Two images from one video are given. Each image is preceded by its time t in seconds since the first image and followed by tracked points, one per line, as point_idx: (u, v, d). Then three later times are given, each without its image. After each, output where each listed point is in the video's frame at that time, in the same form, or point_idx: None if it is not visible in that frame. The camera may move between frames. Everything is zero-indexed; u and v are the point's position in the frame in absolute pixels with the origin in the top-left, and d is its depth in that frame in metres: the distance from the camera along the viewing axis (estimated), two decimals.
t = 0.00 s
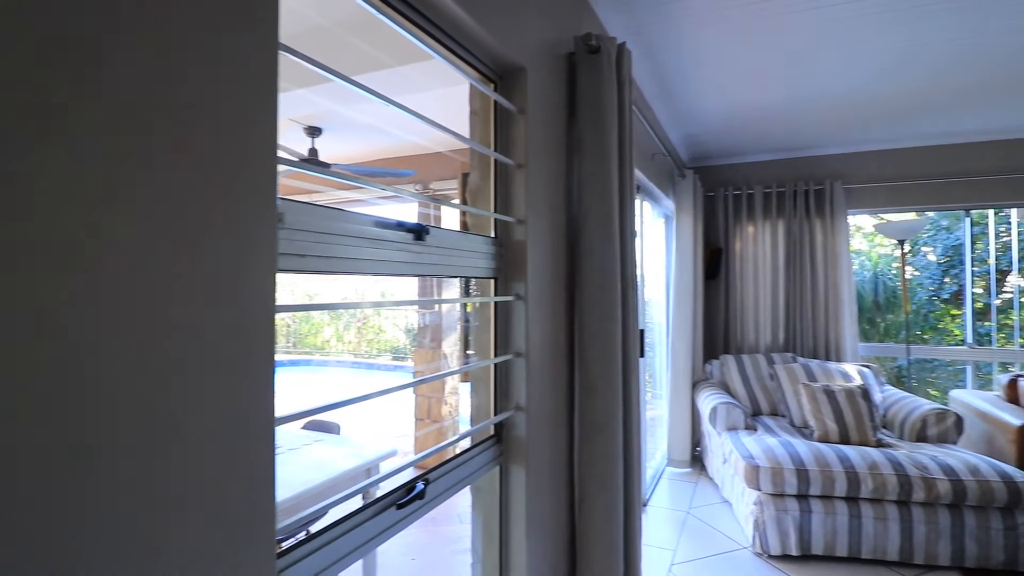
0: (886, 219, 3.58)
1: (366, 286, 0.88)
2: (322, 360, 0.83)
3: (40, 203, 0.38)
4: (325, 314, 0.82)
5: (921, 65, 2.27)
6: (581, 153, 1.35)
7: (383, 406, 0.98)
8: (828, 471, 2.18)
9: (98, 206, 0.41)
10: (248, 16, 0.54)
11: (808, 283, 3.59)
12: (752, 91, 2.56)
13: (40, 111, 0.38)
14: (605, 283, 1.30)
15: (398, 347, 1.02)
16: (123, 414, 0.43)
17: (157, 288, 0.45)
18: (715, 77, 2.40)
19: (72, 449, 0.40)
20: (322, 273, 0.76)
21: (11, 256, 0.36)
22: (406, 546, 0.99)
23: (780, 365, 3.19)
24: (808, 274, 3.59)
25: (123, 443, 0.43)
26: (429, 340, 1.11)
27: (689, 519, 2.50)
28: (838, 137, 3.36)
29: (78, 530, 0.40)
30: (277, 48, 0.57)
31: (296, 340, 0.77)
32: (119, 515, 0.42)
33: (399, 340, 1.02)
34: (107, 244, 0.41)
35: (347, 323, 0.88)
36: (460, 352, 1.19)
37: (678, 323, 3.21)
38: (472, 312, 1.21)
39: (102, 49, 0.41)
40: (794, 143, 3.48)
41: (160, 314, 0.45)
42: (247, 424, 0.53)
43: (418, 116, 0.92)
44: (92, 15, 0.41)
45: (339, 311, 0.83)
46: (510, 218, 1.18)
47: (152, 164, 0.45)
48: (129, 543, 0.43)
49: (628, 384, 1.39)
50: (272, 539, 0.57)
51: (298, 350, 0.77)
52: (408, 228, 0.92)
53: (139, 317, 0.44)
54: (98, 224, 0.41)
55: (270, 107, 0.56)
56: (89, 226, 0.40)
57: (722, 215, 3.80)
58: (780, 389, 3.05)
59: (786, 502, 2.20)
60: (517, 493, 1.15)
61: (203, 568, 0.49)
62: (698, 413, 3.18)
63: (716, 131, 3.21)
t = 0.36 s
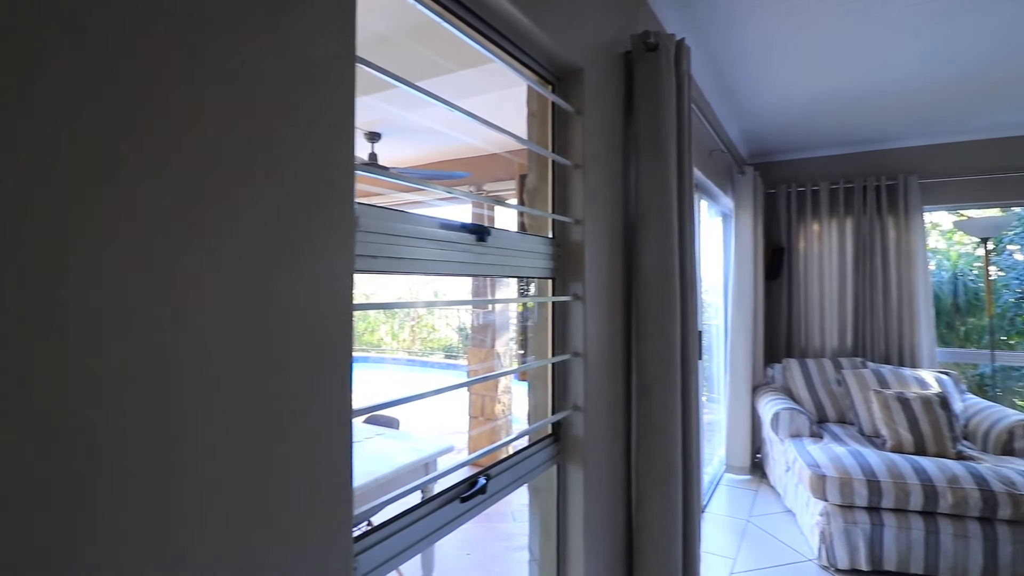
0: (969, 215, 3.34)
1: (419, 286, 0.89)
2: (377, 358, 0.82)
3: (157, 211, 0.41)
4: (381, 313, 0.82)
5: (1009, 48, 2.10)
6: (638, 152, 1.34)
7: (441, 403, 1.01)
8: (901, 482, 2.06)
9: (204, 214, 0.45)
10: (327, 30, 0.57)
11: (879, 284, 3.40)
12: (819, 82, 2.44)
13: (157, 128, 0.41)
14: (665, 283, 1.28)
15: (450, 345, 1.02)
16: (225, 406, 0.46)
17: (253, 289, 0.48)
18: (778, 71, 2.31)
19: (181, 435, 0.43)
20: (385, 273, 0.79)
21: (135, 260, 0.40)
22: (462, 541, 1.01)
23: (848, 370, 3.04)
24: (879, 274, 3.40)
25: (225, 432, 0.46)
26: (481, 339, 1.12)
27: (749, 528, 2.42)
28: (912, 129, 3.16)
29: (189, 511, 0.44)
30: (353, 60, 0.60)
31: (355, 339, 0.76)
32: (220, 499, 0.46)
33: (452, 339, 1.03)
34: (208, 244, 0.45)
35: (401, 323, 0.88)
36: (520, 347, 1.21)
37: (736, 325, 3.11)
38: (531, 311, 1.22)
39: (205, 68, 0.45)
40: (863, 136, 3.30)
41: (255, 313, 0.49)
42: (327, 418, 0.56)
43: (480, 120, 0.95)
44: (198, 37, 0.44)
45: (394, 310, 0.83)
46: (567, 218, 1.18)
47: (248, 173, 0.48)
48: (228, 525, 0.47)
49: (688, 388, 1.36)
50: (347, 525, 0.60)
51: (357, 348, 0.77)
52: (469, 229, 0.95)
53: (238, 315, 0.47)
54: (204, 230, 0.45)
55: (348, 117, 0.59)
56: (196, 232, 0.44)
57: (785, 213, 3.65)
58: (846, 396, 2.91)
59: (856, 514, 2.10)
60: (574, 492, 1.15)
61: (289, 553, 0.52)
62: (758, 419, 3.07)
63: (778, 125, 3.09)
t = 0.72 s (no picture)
0: None
1: (473, 285, 0.87)
2: (433, 357, 0.80)
3: (250, 213, 0.45)
4: (433, 313, 0.80)
5: None
6: (701, 149, 1.31)
7: (503, 401, 1.02)
8: (988, 498, 1.92)
9: (291, 216, 0.48)
10: (400, 42, 0.60)
11: (963, 285, 3.17)
12: (894, 71, 2.31)
13: (251, 138, 0.45)
14: (729, 283, 1.25)
15: (502, 344, 1.00)
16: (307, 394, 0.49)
17: (331, 285, 0.52)
18: (848, 61, 2.20)
19: (272, 423, 0.47)
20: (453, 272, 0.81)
21: (232, 259, 0.44)
22: (519, 538, 1.02)
23: (927, 376, 2.85)
24: (963, 275, 3.17)
25: (307, 419, 0.49)
26: (535, 340, 1.11)
27: (817, 539, 2.31)
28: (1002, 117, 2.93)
29: (276, 490, 0.47)
30: (424, 68, 0.63)
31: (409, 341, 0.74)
32: (302, 483, 0.49)
33: (505, 339, 1.01)
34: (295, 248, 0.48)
35: (455, 322, 0.86)
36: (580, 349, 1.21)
37: (802, 327, 2.98)
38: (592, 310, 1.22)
39: (292, 82, 0.49)
40: (946, 126, 3.08)
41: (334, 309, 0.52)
42: (399, 410, 0.59)
43: (545, 121, 0.95)
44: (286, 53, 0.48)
45: (448, 310, 0.81)
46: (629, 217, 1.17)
47: (329, 178, 0.52)
48: (308, 506, 0.50)
49: (753, 392, 1.32)
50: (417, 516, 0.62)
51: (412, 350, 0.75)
52: (533, 229, 0.96)
53: (319, 311, 0.50)
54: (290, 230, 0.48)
55: (419, 123, 0.62)
56: (284, 235, 0.47)
57: (856, 210, 3.46)
58: (925, 403, 2.73)
59: (936, 530, 1.96)
60: (635, 494, 1.14)
61: (363, 536, 0.55)
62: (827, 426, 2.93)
63: (848, 118, 2.94)
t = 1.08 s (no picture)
0: None
1: (522, 285, 0.85)
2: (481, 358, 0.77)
3: (333, 216, 0.48)
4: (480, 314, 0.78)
5: None
6: (767, 145, 1.26)
7: (561, 401, 1.02)
8: None
9: (366, 219, 0.50)
10: (468, 48, 0.61)
11: None
12: (980, 56, 2.15)
13: (333, 144, 0.48)
14: (798, 283, 1.20)
15: (554, 345, 0.98)
16: (385, 386, 0.52)
17: (408, 284, 0.54)
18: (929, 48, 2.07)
19: (351, 417, 0.49)
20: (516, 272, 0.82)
21: (315, 258, 0.47)
22: (574, 538, 1.01)
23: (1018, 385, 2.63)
24: None
25: (387, 411, 0.52)
26: (590, 340, 1.11)
27: (892, 555, 2.18)
28: None
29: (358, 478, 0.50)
30: (493, 68, 0.64)
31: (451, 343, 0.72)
32: (378, 473, 0.51)
33: (556, 339, 0.99)
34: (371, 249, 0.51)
35: (505, 322, 0.84)
36: (639, 349, 1.20)
37: (875, 330, 2.82)
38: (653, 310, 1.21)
39: (369, 91, 0.51)
40: None
41: (410, 307, 0.54)
42: (470, 406, 0.60)
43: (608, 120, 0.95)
44: (363, 62, 0.51)
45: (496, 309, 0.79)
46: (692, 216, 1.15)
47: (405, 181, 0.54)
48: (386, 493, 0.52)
49: (824, 397, 1.27)
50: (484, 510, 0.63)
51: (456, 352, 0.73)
52: (597, 228, 0.96)
53: (394, 307, 0.53)
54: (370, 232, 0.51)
55: (488, 123, 0.63)
56: (361, 237, 0.50)
57: (936, 206, 3.24)
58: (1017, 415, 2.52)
59: None
60: (699, 498, 1.11)
61: (437, 525, 0.57)
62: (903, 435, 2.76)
63: (928, 108, 2.76)
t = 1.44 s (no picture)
0: None
1: (582, 285, 0.82)
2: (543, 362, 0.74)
3: (417, 217, 0.50)
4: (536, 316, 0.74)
5: None
6: (847, 138, 1.20)
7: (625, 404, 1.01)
8: None
9: (450, 222, 0.52)
10: (545, 51, 0.61)
11: None
12: None
13: (417, 148, 0.50)
14: (883, 284, 1.13)
15: (610, 346, 0.95)
16: (464, 384, 0.53)
17: (487, 283, 0.55)
18: None
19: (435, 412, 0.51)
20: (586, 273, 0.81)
21: (402, 258, 0.49)
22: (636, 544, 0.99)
23: None
24: None
25: (468, 408, 0.53)
26: (650, 341, 1.08)
27: None
28: None
29: (437, 473, 0.51)
30: (567, 66, 0.64)
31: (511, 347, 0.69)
32: (460, 469, 0.53)
33: (612, 340, 0.95)
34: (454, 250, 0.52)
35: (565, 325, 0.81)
36: (707, 352, 1.17)
37: (964, 334, 2.62)
38: (723, 312, 1.18)
39: (452, 97, 0.52)
40: None
41: (488, 306, 0.55)
42: (546, 406, 0.61)
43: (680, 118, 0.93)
44: (442, 67, 0.52)
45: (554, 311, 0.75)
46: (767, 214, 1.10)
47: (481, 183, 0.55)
48: (468, 489, 0.54)
49: (912, 406, 1.19)
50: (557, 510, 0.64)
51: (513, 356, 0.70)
52: (667, 228, 0.94)
53: (475, 306, 0.54)
54: (449, 233, 0.52)
55: (563, 122, 0.63)
56: (445, 239, 0.51)
57: None
58: None
59: None
60: (773, 508, 1.07)
61: (515, 522, 0.58)
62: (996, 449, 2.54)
63: None
